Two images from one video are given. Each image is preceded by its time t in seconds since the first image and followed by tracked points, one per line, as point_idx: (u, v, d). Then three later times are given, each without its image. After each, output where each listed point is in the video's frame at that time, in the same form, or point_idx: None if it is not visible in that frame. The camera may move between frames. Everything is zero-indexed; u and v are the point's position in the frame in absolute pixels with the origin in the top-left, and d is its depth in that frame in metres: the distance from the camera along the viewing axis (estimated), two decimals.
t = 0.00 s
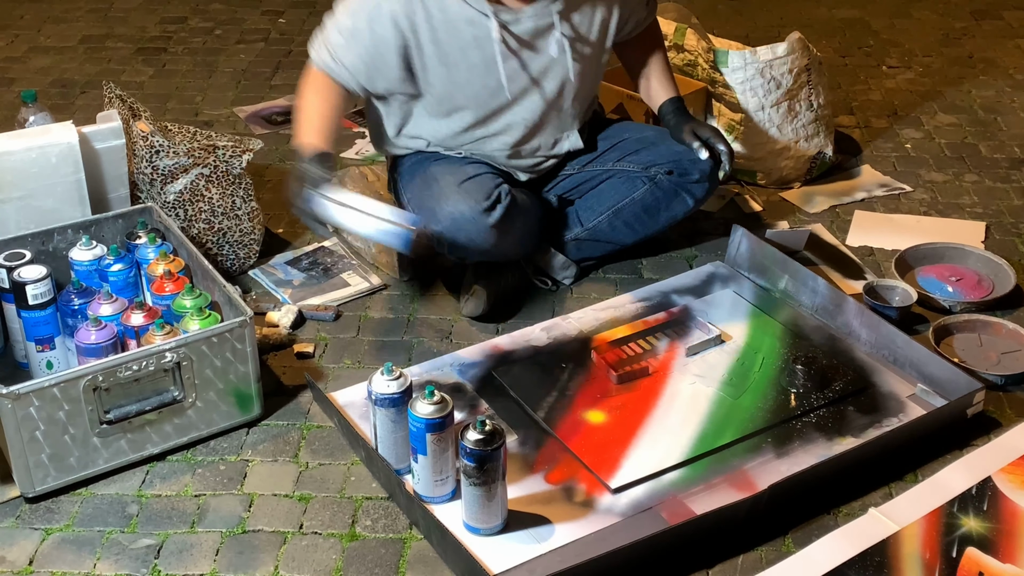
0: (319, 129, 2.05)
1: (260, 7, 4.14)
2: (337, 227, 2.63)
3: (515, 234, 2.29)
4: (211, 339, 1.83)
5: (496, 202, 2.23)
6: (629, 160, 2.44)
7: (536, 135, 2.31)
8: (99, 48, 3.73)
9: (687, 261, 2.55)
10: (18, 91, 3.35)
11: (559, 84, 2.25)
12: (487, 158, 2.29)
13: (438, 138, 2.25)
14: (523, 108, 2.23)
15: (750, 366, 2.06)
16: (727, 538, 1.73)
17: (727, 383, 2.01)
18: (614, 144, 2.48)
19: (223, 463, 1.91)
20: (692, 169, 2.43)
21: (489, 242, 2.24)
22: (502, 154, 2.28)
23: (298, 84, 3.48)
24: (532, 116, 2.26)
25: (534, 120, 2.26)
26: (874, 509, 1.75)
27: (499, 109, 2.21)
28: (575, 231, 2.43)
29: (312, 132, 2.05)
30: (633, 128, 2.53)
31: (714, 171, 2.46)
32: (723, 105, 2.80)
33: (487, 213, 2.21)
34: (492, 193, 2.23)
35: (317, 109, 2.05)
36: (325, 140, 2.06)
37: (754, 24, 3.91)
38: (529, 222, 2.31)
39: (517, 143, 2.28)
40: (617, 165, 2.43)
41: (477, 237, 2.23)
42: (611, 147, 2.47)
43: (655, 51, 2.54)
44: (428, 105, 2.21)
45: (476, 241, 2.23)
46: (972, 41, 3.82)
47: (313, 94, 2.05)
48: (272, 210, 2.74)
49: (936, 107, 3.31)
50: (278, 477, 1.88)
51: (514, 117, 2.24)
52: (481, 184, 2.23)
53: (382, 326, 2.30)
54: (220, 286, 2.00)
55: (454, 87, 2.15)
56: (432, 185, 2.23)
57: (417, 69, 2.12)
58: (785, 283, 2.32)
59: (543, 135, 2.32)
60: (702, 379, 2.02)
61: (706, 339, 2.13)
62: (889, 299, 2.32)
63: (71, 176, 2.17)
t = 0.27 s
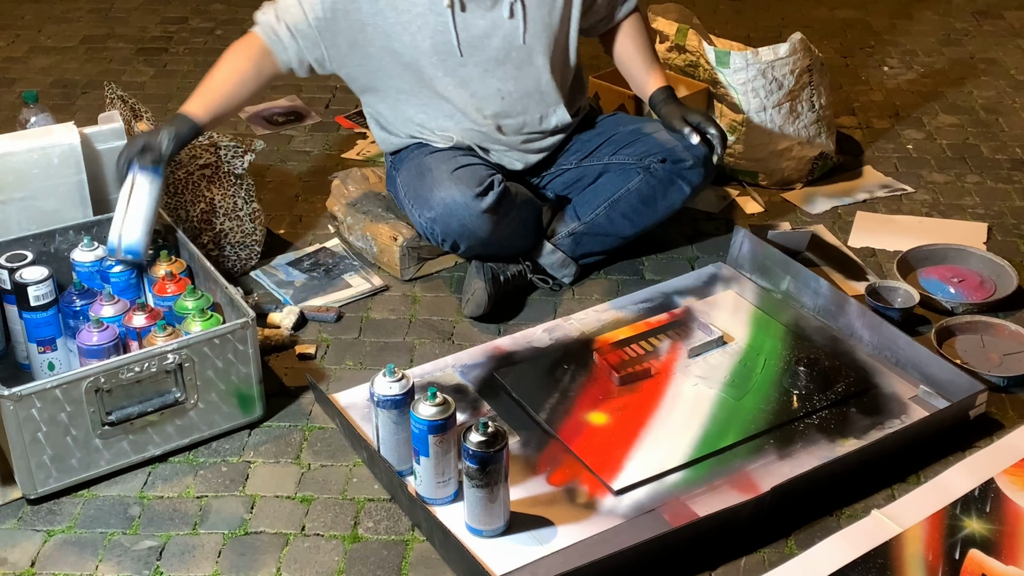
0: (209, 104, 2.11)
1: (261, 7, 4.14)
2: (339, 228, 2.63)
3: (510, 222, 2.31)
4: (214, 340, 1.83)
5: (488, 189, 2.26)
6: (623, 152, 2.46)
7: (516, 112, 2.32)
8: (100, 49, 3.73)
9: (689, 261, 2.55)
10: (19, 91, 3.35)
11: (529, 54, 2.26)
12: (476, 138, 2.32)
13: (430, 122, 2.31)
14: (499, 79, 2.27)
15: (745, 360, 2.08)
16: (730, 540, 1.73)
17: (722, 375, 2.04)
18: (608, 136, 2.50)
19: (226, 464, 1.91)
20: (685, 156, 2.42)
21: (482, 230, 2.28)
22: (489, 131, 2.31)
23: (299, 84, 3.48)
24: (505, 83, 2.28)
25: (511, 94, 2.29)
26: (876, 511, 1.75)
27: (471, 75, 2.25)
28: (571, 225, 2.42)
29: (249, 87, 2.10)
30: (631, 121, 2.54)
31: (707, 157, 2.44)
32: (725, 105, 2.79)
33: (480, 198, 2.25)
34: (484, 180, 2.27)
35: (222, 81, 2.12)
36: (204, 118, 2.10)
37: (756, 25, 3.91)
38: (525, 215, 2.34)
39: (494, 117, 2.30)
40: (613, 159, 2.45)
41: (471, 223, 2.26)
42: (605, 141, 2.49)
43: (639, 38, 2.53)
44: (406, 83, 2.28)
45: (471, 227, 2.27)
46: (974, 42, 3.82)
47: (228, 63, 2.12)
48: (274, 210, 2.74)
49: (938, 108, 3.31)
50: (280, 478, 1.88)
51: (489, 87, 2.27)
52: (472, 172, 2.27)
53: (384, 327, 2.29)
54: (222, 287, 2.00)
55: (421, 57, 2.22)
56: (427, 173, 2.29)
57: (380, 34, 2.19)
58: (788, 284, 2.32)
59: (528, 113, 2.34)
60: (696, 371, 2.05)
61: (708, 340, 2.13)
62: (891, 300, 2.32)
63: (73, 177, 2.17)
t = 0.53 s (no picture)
0: (189, 142, 2.00)
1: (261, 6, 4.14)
2: (338, 228, 2.63)
3: (510, 221, 2.31)
4: (213, 340, 1.83)
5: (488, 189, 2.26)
6: (617, 144, 2.47)
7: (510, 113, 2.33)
8: (99, 48, 3.72)
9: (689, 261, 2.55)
10: (18, 91, 3.35)
11: (520, 53, 2.29)
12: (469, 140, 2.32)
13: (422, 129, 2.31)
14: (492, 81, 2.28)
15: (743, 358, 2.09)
16: (730, 540, 1.73)
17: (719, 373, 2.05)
18: (600, 130, 2.51)
19: (225, 464, 1.90)
20: (676, 143, 2.44)
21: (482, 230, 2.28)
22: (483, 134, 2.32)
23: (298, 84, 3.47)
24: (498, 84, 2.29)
25: (505, 95, 2.30)
26: (877, 512, 1.75)
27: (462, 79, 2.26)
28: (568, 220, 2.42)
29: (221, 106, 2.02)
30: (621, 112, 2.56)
31: (699, 142, 2.47)
32: (725, 106, 2.78)
33: (480, 196, 2.24)
34: (483, 178, 2.27)
35: (198, 115, 2.01)
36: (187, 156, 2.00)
37: (756, 24, 3.91)
38: (524, 212, 2.34)
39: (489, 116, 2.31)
40: (606, 151, 2.47)
41: (471, 221, 2.26)
42: (597, 133, 2.51)
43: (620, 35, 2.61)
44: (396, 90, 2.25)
45: (471, 225, 2.27)
46: (974, 42, 3.82)
47: (203, 95, 2.01)
48: (273, 210, 2.74)
49: (938, 108, 3.31)
50: (280, 479, 1.87)
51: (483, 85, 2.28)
52: (471, 170, 2.27)
53: (384, 327, 2.29)
54: (222, 287, 2.00)
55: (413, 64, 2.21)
56: (425, 174, 2.28)
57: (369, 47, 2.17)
58: (788, 284, 2.32)
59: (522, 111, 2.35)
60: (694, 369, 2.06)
61: (708, 340, 2.13)
62: (892, 300, 2.32)
63: (72, 177, 2.16)
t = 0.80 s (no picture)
0: (335, 171, 1.80)
1: (259, 6, 4.14)
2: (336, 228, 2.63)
3: (508, 231, 2.32)
4: (210, 340, 1.83)
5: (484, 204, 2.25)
6: (621, 157, 2.46)
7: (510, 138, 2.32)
8: (97, 48, 3.72)
9: (686, 261, 2.55)
10: (16, 90, 3.35)
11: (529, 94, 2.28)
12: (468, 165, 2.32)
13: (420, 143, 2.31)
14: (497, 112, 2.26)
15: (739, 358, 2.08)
16: (727, 540, 1.73)
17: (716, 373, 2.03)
18: (608, 141, 2.50)
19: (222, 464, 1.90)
20: (685, 162, 2.43)
21: (482, 243, 2.30)
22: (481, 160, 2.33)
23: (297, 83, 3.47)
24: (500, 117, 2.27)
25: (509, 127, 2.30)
26: (874, 512, 1.75)
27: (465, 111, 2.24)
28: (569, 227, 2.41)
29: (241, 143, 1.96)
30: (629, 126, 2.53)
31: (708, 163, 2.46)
32: (723, 106, 2.81)
33: (478, 213, 2.25)
34: (482, 193, 2.26)
35: (301, 159, 1.80)
36: (356, 196, 1.80)
37: (754, 24, 3.91)
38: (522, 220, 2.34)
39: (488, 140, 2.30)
40: (613, 161, 2.45)
41: (471, 236, 2.28)
42: (605, 143, 2.49)
43: (628, 44, 2.55)
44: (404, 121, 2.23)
45: (468, 239, 2.29)
46: (972, 42, 3.82)
47: (305, 141, 1.81)
48: (271, 210, 2.74)
49: (936, 108, 3.31)
50: (277, 479, 1.87)
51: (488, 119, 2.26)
52: (472, 182, 2.27)
53: (382, 327, 2.29)
54: (219, 287, 1.99)
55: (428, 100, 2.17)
56: (424, 185, 2.28)
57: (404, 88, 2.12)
58: (785, 284, 2.32)
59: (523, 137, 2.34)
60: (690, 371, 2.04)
61: (705, 340, 2.13)
62: (889, 300, 2.32)
63: (70, 176, 2.16)
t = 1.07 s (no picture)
0: (427, 280, 1.68)
1: (255, 4, 4.13)
2: (332, 227, 2.63)
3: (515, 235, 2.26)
4: (205, 339, 1.83)
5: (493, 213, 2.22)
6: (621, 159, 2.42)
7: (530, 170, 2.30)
8: (93, 46, 3.71)
9: (682, 260, 2.55)
10: (12, 89, 3.34)
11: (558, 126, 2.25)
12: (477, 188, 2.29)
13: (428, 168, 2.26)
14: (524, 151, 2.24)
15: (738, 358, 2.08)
16: (722, 538, 1.73)
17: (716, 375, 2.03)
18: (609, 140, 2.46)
19: (217, 463, 1.90)
20: (685, 166, 2.40)
21: (488, 252, 2.23)
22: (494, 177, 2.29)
23: (293, 82, 3.47)
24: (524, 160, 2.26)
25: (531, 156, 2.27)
26: (868, 510, 1.75)
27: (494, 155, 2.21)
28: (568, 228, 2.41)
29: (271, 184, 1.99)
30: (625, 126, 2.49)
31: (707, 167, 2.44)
32: (718, 105, 2.79)
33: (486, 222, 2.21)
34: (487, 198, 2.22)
35: (391, 236, 1.69)
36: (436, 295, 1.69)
37: (750, 23, 3.91)
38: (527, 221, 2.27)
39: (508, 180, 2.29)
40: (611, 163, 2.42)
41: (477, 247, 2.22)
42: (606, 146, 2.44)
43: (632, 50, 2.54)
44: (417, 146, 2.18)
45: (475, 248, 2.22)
46: (968, 41, 3.82)
47: (392, 200, 1.70)
48: (267, 208, 2.73)
49: (931, 107, 3.32)
50: (272, 477, 1.87)
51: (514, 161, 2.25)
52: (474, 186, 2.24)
53: (377, 325, 2.29)
54: (214, 285, 1.99)
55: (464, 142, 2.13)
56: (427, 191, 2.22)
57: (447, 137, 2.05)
58: (780, 283, 2.31)
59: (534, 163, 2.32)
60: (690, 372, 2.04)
61: (700, 339, 2.13)
62: (884, 299, 2.32)
63: (65, 175, 2.16)
